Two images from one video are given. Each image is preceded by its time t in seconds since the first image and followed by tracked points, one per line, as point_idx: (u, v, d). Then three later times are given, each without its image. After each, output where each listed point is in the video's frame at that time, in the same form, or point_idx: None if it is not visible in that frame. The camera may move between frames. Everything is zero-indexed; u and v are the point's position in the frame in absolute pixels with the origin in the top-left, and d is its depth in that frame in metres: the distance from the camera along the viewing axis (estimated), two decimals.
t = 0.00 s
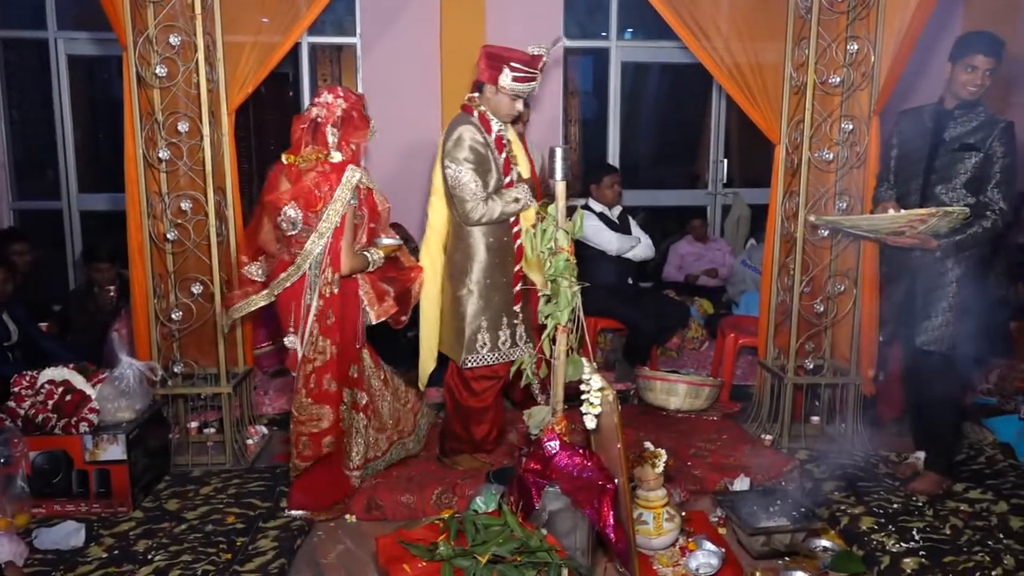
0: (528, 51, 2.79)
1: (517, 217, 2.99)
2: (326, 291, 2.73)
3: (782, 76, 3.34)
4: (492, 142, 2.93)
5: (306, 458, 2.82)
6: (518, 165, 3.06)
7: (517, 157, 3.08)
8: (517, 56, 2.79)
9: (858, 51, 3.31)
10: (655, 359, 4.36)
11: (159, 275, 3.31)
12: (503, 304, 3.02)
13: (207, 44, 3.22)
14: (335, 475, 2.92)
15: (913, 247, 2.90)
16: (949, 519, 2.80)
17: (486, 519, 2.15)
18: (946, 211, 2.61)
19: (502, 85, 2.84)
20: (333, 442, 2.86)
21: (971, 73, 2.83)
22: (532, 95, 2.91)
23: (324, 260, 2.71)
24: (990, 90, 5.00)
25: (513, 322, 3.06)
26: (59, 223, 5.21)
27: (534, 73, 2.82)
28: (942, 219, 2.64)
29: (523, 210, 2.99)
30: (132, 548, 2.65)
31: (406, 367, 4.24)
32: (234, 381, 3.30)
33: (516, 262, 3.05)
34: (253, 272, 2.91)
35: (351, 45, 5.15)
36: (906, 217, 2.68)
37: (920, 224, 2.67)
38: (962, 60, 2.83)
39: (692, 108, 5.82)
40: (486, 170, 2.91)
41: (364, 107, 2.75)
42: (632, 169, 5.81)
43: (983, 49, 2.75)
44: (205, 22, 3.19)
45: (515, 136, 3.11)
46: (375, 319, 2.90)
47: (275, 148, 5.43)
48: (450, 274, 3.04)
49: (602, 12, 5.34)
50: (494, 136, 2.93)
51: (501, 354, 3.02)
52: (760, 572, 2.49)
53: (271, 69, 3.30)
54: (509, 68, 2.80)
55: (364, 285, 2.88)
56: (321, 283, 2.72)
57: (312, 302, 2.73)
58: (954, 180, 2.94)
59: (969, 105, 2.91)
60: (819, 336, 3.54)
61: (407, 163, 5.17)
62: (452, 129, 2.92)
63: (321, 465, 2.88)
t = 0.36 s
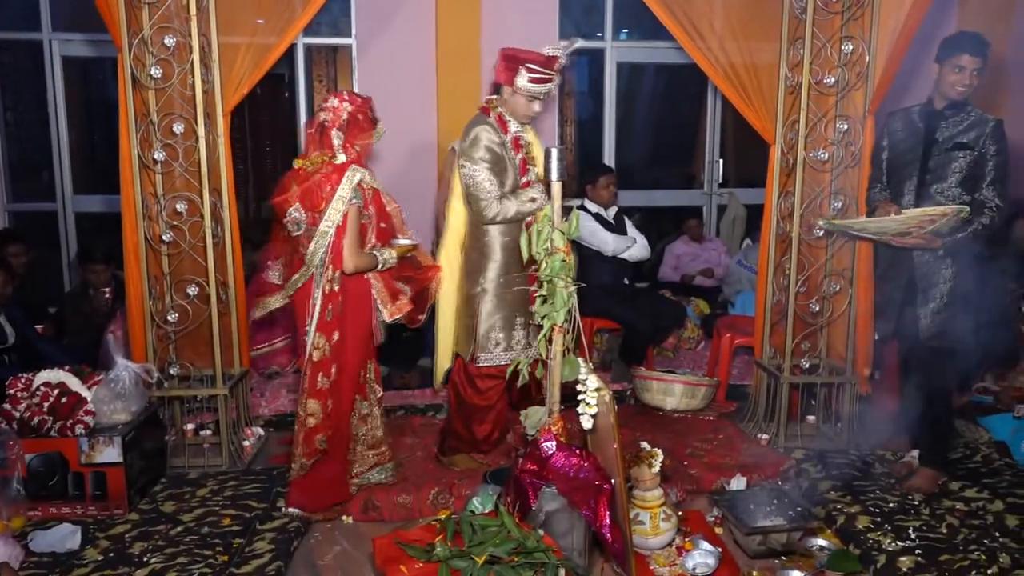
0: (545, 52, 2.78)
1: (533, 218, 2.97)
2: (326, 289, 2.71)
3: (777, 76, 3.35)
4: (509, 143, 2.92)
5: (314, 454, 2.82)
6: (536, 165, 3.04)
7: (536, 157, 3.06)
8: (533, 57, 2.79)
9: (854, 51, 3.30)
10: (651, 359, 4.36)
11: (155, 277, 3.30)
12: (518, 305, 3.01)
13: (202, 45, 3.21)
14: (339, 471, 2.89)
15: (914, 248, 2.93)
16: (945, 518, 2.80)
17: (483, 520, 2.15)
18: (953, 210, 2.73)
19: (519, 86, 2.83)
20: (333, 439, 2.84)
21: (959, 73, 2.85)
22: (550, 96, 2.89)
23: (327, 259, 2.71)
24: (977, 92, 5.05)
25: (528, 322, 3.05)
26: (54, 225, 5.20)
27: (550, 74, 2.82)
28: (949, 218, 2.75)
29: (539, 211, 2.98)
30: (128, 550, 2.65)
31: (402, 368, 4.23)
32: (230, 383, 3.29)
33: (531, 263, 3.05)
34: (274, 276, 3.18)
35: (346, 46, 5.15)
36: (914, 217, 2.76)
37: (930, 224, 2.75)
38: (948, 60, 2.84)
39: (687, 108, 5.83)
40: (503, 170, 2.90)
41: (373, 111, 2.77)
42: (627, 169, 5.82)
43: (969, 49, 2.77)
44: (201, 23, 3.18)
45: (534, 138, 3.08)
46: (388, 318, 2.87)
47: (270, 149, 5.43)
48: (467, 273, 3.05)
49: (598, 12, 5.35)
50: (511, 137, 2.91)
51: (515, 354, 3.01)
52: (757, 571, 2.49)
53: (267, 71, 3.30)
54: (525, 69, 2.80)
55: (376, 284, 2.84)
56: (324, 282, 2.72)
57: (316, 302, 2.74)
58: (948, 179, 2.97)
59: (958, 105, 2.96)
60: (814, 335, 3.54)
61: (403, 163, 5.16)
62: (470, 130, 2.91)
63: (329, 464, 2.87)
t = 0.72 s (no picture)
0: (568, 53, 2.68)
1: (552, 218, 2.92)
2: (336, 283, 2.79)
3: (770, 77, 3.36)
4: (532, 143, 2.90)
5: (333, 443, 2.86)
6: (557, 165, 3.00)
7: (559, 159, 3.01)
8: (555, 58, 2.68)
9: (846, 53, 3.33)
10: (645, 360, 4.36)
11: (148, 279, 3.30)
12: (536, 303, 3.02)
13: (196, 47, 3.21)
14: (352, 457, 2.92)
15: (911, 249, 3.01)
16: (938, 519, 2.80)
17: (476, 522, 2.15)
18: (950, 211, 2.80)
19: (542, 88, 2.74)
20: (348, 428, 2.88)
21: (946, 76, 2.88)
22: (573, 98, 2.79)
23: (335, 254, 2.79)
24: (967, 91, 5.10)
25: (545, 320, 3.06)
26: (47, 226, 5.19)
27: (573, 76, 2.72)
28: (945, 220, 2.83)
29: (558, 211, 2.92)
30: (120, 553, 2.64)
31: (395, 368, 4.22)
32: (224, 385, 3.29)
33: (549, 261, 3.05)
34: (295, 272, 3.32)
35: (340, 47, 5.15)
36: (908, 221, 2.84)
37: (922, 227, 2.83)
38: (938, 65, 2.87)
39: (681, 109, 5.84)
40: (524, 169, 2.88)
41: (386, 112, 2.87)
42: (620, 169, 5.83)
43: (958, 53, 2.80)
44: (195, 24, 3.18)
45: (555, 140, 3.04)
46: (394, 313, 2.94)
47: (263, 150, 5.43)
48: (486, 269, 3.06)
49: (592, 14, 5.36)
50: (533, 138, 2.89)
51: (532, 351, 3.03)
52: (751, 572, 2.49)
53: (260, 73, 3.28)
54: (548, 70, 2.69)
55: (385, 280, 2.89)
56: (332, 276, 2.80)
57: (325, 296, 2.82)
58: (941, 180, 3.03)
59: (949, 107, 2.99)
60: (807, 337, 3.55)
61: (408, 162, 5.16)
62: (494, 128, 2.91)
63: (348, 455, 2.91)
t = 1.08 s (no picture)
0: (586, 57, 2.63)
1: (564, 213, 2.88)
2: (340, 280, 2.87)
3: (762, 79, 3.37)
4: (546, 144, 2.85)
5: (364, 429, 3.01)
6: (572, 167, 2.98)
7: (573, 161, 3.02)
8: (573, 62, 2.64)
9: (838, 55, 3.33)
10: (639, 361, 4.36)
11: (141, 281, 3.29)
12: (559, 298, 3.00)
13: (189, 49, 3.20)
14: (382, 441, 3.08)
15: (901, 249, 3.00)
16: (931, 519, 2.81)
17: (471, 523, 2.16)
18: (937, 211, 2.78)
19: (559, 91, 2.69)
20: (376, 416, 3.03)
21: (930, 77, 2.90)
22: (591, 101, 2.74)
23: (337, 252, 2.85)
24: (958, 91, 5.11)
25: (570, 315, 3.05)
26: (39, 228, 5.18)
27: (591, 79, 2.65)
28: (933, 219, 2.80)
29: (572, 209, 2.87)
30: (112, 555, 2.63)
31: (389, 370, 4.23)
32: (217, 387, 3.28)
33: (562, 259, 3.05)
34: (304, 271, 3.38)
35: (334, 49, 5.16)
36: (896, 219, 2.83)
37: (915, 225, 2.81)
38: (926, 67, 2.89)
39: (675, 112, 5.83)
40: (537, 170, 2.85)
41: (396, 116, 2.94)
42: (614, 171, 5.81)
43: (948, 54, 2.81)
44: (188, 26, 3.17)
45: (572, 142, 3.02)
46: (398, 312, 2.96)
47: (257, 152, 5.42)
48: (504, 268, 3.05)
49: (585, 16, 5.38)
50: (548, 139, 2.85)
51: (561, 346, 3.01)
52: (744, 573, 2.49)
53: (254, 75, 3.28)
54: (565, 73, 2.65)
55: (388, 280, 2.94)
56: (336, 274, 2.87)
57: (331, 292, 2.89)
58: (934, 181, 3.04)
59: (944, 108, 3.03)
60: (800, 338, 3.56)
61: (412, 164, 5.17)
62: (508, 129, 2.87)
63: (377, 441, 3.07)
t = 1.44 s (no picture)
0: (591, 59, 2.56)
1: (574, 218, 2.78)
2: (339, 280, 2.90)
3: (752, 80, 3.38)
4: (553, 145, 2.70)
5: (384, 416, 3.06)
6: (579, 169, 2.82)
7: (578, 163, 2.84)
8: (578, 63, 2.56)
9: (828, 57, 3.34)
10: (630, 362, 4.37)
11: (131, 283, 3.28)
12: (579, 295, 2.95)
13: (179, 50, 3.19)
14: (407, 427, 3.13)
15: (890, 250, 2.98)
16: (921, 518, 2.82)
17: (462, 525, 2.17)
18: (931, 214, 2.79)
19: (563, 93, 2.61)
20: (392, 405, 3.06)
21: (916, 78, 2.91)
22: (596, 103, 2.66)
23: (337, 253, 2.87)
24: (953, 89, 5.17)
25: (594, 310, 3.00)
26: (28, 230, 5.15)
27: (596, 82, 2.58)
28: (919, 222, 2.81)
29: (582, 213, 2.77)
30: (102, 559, 2.61)
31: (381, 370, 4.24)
32: (208, 390, 3.27)
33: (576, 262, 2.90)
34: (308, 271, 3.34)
35: (325, 50, 5.17)
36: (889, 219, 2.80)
37: (900, 227, 2.78)
38: (913, 66, 2.89)
39: (665, 113, 5.86)
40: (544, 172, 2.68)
41: (403, 118, 2.95)
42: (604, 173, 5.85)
43: (934, 55, 2.81)
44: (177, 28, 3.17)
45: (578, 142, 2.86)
46: (400, 309, 2.98)
47: (247, 153, 5.42)
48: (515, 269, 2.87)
49: (576, 17, 5.39)
50: (554, 140, 2.70)
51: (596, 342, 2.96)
52: (735, 573, 2.50)
53: (245, 76, 3.28)
54: (570, 76, 2.57)
55: (389, 279, 2.97)
56: (336, 273, 2.90)
57: (333, 291, 2.92)
58: (926, 182, 3.01)
59: (938, 108, 2.98)
60: (791, 338, 3.57)
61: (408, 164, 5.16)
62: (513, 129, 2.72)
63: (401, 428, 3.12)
